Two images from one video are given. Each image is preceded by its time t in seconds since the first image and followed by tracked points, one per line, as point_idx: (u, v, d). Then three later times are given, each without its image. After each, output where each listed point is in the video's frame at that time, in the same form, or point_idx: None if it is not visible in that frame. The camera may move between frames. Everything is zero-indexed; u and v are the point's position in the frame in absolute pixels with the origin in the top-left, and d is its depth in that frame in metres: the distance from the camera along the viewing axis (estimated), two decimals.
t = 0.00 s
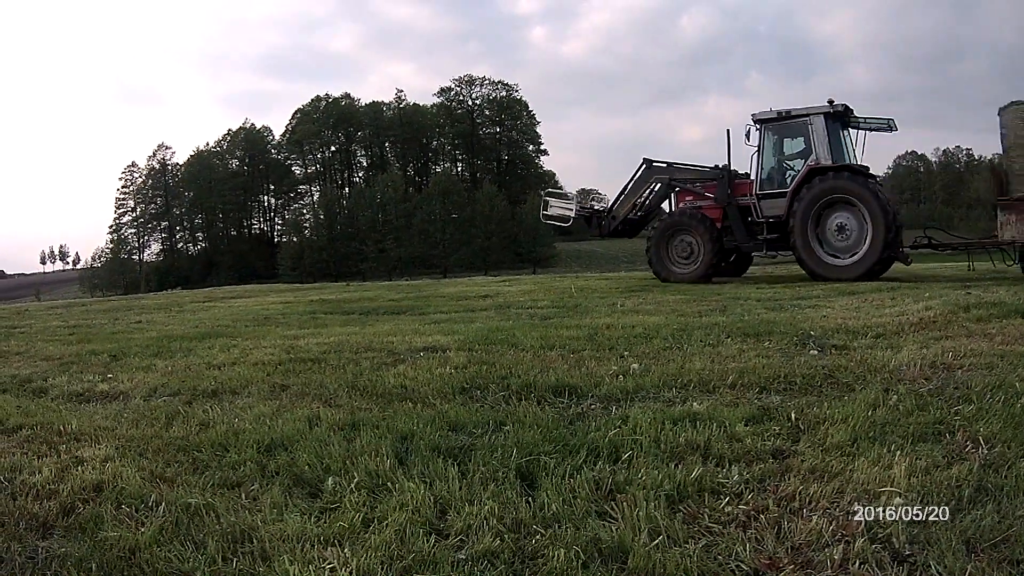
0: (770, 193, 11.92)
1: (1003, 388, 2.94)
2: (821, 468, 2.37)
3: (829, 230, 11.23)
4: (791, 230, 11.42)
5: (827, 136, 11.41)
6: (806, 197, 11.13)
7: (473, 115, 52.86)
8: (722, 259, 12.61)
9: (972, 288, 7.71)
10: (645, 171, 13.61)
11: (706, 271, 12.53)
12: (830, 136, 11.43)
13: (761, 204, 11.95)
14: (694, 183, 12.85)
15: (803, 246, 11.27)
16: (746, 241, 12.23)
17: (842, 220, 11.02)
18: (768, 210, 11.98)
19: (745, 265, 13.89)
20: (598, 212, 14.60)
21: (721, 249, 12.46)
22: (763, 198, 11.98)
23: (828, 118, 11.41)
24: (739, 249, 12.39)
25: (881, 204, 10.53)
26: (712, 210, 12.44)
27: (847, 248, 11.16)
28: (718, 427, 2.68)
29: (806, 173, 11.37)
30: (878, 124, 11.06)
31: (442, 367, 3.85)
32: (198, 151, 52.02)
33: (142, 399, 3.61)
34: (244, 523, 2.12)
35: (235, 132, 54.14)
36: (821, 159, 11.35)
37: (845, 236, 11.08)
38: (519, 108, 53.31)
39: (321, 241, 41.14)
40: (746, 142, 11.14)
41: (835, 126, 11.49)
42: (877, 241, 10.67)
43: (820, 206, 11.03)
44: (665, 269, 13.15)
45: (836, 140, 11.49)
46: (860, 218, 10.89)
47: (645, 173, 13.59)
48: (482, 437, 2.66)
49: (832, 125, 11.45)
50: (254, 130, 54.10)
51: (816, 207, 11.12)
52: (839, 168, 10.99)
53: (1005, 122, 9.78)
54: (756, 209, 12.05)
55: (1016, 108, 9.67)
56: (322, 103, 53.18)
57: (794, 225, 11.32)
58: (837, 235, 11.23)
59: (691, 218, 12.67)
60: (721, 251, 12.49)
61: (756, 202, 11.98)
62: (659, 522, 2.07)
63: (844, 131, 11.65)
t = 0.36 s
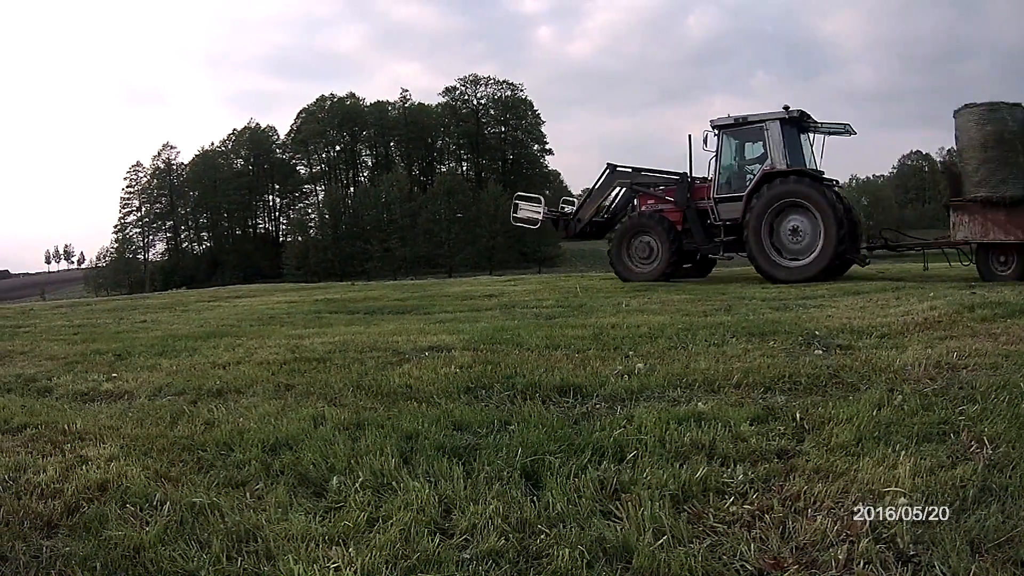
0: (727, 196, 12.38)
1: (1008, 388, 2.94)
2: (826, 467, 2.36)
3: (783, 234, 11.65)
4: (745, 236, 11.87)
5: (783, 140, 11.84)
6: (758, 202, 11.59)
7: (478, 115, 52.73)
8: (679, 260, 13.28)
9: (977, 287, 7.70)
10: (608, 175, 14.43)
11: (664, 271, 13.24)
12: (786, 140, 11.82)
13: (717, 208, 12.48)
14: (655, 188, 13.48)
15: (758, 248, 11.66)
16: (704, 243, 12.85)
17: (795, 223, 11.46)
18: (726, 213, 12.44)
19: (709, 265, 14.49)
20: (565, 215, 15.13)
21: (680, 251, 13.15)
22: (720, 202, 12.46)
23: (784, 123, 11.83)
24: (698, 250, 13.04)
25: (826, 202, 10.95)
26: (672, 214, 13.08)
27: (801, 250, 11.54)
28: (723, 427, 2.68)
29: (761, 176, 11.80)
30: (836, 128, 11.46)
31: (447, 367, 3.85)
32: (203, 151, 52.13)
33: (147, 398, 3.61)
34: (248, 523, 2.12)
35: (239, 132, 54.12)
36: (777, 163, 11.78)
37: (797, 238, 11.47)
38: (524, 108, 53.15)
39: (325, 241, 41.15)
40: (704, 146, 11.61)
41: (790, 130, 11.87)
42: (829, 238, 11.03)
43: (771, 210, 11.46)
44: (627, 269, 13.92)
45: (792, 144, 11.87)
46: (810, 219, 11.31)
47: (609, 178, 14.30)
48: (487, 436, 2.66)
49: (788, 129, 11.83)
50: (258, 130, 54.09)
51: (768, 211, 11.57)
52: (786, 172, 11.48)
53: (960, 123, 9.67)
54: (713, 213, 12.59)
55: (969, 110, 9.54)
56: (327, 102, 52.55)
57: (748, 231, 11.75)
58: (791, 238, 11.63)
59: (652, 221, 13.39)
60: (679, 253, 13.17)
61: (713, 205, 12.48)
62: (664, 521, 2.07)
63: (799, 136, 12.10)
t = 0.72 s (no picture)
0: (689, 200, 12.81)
1: (1015, 389, 2.92)
2: (832, 467, 2.36)
3: (742, 237, 12.16)
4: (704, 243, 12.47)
5: (742, 144, 12.19)
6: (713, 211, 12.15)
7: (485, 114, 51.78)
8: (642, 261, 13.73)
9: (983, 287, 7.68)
10: (578, 180, 15.13)
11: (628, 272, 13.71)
12: (743, 144, 12.18)
13: (678, 211, 12.95)
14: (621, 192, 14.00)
15: (718, 253, 12.19)
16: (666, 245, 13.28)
17: (751, 226, 11.95)
18: (686, 216, 12.91)
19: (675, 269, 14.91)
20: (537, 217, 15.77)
21: (643, 252, 13.59)
22: (681, 205, 12.91)
23: (742, 127, 12.19)
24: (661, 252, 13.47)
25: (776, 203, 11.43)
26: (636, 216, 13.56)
27: (761, 252, 12.02)
28: (729, 427, 2.67)
29: (721, 181, 12.16)
30: (795, 128, 11.86)
31: (454, 367, 3.84)
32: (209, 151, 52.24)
33: (154, 398, 3.60)
34: (255, 522, 2.12)
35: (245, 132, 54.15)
36: (734, 166, 12.15)
37: (755, 240, 11.95)
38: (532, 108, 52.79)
39: (331, 240, 41.17)
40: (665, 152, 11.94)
41: (746, 134, 12.24)
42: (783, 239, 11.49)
43: (727, 217, 11.99)
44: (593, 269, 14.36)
45: (749, 147, 12.24)
46: (766, 222, 11.80)
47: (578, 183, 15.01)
48: (494, 435, 2.66)
49: (744, 133, 12.20)
50: (265, 130, 54.18)
51: (724, 218, 12.11)
52: (738, 179, 11.99)
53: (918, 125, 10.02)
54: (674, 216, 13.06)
55: (926, 113, 9.88)
56: (334, 102, 53.24)
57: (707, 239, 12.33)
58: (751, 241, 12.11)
59: (616, 223, 13.87)
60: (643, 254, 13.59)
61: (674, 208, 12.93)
62: (670, 521, 2.06)
63: (757, 139, 12.49)
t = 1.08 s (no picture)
0: (659, 204, 13.21)
1: None
2: (842, 469, 2.35)
3: (708, 240, 12.35)
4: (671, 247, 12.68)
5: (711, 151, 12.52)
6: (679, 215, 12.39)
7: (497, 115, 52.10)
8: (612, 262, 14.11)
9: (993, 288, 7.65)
10: (553, 182, 15.50)
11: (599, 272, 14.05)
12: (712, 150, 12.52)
13: (648, 213, 13.42)
14: (595, 195, 14.40)
15: (685, 256, 12.38)
16: (637, 246, 13.72)
17: (717, 229, 12.16)
18: (656, 218, 13.34)
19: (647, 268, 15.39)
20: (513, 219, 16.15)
21: (614, 253, 14.04)
22: (651, 208, 13.34)
23: (711, 134, 12.53)
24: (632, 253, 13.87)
25: (737, 203, 11.64)
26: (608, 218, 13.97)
27: (726, 252, 12.17)
28: (740, 428, 2.67)
29: (689, 186, 12.50)
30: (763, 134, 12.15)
31: (466, 367, 3.84)
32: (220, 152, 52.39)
33: (166, 398, 3.61)
34: (265, 522, 2.12)
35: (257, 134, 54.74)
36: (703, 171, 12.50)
37: (721, 242, 12.12)
38: (543, 108, 52.59)
39: (341, 241, 41.26)
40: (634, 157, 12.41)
41: (716, 140, 12.58)
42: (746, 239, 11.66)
43: (692, 220, 12.20)
44: (566, 269, 14.68)
45: (718, 153, 12.58)
46: (729, 223, 11.99)
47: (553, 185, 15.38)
48: (505, 436, 2.65)
49: (713, 139, 12.54)
50: (276, 131, 54.30)
51: (691, 222, 12.35)
52: (702, 182, 12.25)
53: (879, 132, 10.51)
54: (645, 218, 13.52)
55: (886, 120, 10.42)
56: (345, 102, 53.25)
57: (674, 243, 12.53)
58: (717, 243, 12.27)
59: (589, 224, 14.22)
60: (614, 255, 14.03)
61: (644, 210, 13.34)
62: (681, 522, 2.06)
63: (727, 146, 12.81)
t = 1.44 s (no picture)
0: (630, 208, 13.43)
1: None
2: (853, 470, 2.34)
3: (677, 241, 12.83)
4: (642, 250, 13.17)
5: (680, 155, 12.70)
6: (647, 218, 12.84)
7: (507, 115, 52.24)
8: (585, 265, 14.21)
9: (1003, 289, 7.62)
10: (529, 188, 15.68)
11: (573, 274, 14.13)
12: (681, 154, 12.69)
13: (619, 217, 13.62)
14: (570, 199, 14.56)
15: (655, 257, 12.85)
16: (609, 249, 13.88)
17: (686, 230, 12.61)
18: (628, 221, 13.53)
19: (621, 271, 15.55)
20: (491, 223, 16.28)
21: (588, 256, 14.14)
22: (623, 211, 13.54)
23: (681, 139, 12.70)
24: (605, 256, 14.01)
25: (699, 203, 12.16)
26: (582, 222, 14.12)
27: (696, 251, 12.61)
28: (751, 428, 2.66)
29: (657, 191, 12.80)
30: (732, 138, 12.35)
31: (477, 367, 3.85)
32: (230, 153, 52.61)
33: (178, 398, 3.61)
34: (276, 522, 2.12)
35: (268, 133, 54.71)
36: (673, 175, 12.68)
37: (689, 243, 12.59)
38: (552, 108, 52.58)
39: (353, 240, 41.20)
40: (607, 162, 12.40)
41: (685, 145, 12.74)
42: (713, 237, 12.13)
43: (661, 223, 12.69)
44: (540, 273, 14.74)
45: (686, 158, 12.76)
46: (697, 223, 12.45)
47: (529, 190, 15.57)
48: (516, 437, 2.65)
49: (682, 144, 12.70)
50: (286, 131, 54.38)
51: (660, 224, 12.78)
52: (669, 186, 12.67)
53: (840, 137, 10.62)
54: (617, 221, 13.70)
55: (848, 124, 10.46)
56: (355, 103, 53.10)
57: (644, 245, 13.02)
58: (686, 243, 12.73)
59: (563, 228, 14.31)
60: (587, 258, 14.18)
61: (616, 213, 13.53)
62: (691, 523, 2.05)
63: (696, 150, 12.97)
